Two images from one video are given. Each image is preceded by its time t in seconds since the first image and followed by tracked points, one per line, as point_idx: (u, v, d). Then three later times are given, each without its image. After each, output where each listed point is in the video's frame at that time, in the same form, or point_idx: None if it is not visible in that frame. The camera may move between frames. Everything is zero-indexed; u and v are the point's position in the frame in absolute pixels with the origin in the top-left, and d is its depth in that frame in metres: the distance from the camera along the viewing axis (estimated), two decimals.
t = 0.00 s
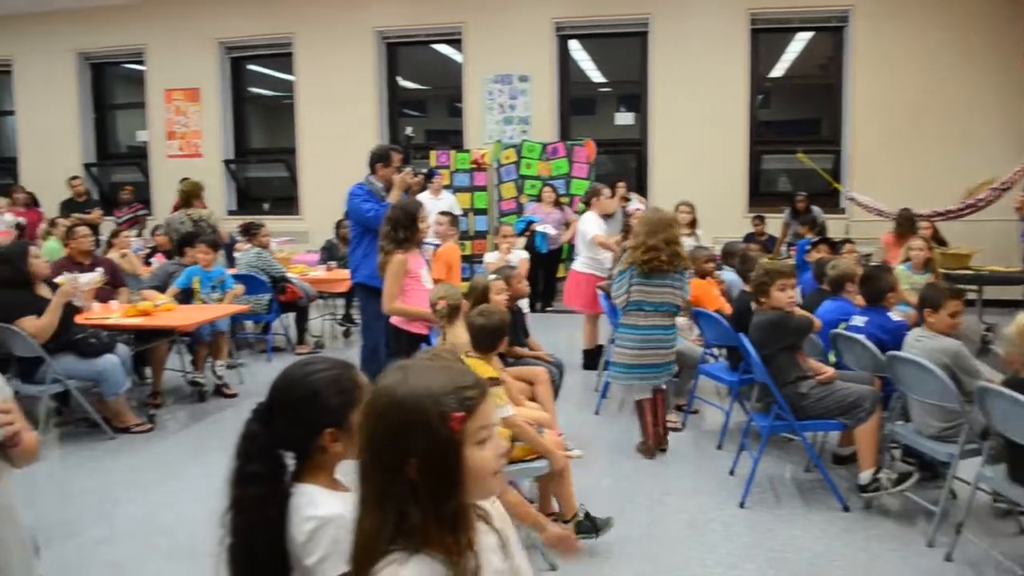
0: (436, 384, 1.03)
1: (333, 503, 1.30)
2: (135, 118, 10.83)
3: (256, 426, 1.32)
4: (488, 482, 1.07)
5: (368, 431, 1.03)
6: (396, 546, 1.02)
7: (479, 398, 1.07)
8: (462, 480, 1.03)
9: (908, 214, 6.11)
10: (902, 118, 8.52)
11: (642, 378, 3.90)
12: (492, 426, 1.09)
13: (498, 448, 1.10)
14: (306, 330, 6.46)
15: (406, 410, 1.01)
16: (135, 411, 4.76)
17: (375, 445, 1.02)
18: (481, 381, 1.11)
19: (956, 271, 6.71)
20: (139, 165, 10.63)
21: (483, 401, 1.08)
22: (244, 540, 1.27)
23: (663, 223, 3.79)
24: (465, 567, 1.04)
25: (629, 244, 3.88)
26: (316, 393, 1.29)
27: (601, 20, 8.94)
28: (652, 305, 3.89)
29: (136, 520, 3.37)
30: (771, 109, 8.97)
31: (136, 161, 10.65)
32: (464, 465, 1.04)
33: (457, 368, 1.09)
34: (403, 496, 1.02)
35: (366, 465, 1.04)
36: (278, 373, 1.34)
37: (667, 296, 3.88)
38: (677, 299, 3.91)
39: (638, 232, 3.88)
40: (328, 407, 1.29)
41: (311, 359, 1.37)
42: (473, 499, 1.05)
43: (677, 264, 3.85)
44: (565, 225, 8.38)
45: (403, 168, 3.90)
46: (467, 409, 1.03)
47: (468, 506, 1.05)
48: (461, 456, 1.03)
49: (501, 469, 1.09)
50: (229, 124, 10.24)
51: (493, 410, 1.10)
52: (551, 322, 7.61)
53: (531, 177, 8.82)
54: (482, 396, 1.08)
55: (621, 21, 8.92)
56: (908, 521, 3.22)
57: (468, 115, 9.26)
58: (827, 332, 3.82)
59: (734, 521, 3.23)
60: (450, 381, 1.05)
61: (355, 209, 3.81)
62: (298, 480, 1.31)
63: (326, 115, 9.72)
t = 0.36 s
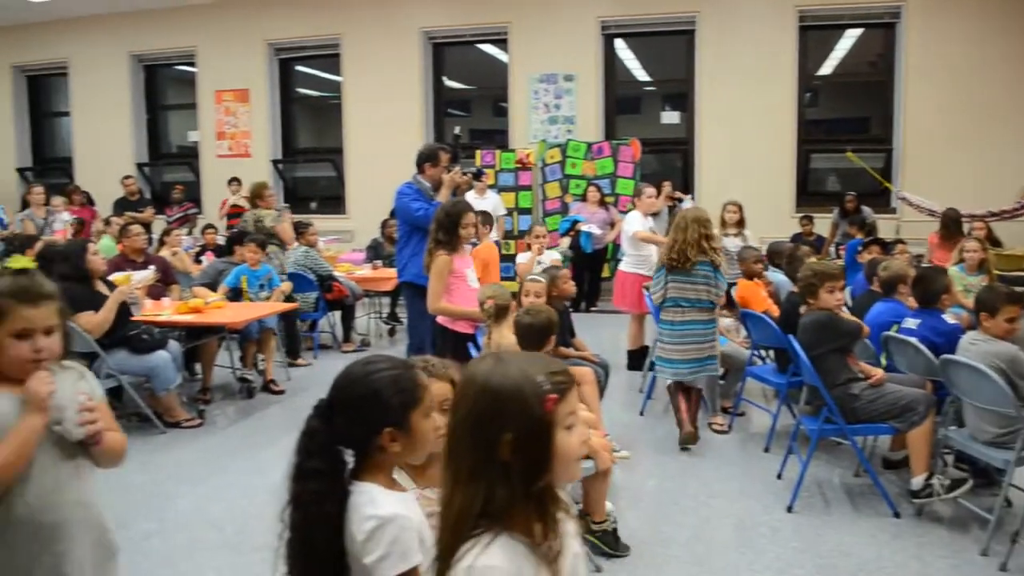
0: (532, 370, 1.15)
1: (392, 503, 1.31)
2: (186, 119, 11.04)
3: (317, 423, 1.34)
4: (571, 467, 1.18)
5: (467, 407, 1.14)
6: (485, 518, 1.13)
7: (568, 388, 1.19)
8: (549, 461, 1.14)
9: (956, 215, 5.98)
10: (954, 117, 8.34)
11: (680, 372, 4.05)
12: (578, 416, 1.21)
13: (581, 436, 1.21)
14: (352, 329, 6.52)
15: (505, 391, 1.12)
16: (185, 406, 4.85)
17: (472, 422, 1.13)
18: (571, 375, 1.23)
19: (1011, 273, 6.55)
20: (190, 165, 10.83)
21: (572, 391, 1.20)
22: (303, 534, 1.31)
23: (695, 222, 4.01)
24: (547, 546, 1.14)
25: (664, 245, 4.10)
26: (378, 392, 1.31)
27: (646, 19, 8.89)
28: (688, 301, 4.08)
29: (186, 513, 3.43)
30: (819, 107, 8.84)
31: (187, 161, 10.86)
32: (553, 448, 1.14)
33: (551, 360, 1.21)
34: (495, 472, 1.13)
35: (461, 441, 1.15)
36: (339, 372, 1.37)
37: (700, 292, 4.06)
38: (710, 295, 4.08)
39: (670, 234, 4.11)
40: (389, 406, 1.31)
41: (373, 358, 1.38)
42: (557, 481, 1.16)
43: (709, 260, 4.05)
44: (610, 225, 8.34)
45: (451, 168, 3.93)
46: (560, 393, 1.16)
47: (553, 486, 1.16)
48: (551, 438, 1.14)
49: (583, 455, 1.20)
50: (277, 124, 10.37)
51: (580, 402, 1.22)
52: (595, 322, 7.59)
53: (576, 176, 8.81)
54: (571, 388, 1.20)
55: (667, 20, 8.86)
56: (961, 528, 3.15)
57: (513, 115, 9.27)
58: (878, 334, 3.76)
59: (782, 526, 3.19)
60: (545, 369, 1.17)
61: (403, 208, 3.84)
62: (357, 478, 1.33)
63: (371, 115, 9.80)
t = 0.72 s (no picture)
0: (593, 360, 1.23)
1: (427, 495, 1.33)
2: (219, 120, 11.15)
3: (356, 414, 1.35)
4: (631, 456, 1.24)
5: (532, 393, 1.23)
6: (551, 497, 1.22)
7: (632, 378, 1.24)
8: (606, 449, 1.21)
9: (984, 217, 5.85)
10: (991, 118, 8.21)
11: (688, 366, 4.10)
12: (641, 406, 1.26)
13: (645, 426, 1.26)
14: (382, 329, 6.56)
15: (567, 380, 1.21)
16: (218, 404, 4.89)
17: (536, 407, 1.23)
18: (637, 365, 1.28)
19: None
20: (222, 166, 10.94)
21: (636, 382, 1.25)
22: (337, 528, 1.31)
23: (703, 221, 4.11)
24: (613, 527, 1.21)
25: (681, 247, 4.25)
26: (419, 389, 1.34)
27: (678, 19, 8.83)
28: (696, 298, 4.16)
29: (218, 510, 3.46)
30: (852, 108, 8.73)
31: (219, 162, 10.97)
32: (611, 436, 1.21)
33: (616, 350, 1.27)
34: (559, 455, 1.22)
35: (528, 425, 1.25)
36: (379, 369, 1.39)
37: (707, 290, 4.10)
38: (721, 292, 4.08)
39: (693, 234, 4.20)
40: (430, 405, 1.33)
41: (414, 356, 1.41)
42: (617, 468, 1.23)
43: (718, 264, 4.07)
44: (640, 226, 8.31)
45: (482, 169, 3.93)
46: (619, 386, 1.21)
47: (612, 472, 1.22)
48: (609, 425, 1.21)
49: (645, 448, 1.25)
50: (309, 125, 10.44)
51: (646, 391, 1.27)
52: (625, 323, 7.57)
53: (606, 177, 8.78)
54: (636, 378, 1.25)
55: (700, 20, 8.78)
56: (997, 535, 3.10)
57: (543, 116, 9.26)
58: (913, 337, 3.71)
59: (813, 530, 3.16)
60: (606, 359, 1.23)
61: (435, 208, 3.85)
62: (395, 474, 1.36)
63: (402, 116, 9.85)
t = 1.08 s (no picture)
0: (655, 363, 1.26)
1: (482, 496, 1.35)
2: (262, 122, 11.29)
3: (406, 416, 1.36)
4: (688, 461, 1.25)
5: (596, 389, 1.29)
6: (611, 491, 1.27)
7: (693, 384, 1.25)
8: (662, 451, 1.24)
9: None
10: None
11: (698, 356, 4.24)
12: (702, 411, 1.27)
13: (705, 433, 1.27)
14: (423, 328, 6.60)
15: (627, 380, 1.25)
16: (262, 403, 4.95)
17: (598, 404, 1.29)
18: (701, 369, 1.29)
19: None
20: (265, 167, 11.08)
21: (696, 388, 1.26)
22: (388, 530, 1.32)
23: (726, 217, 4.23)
24: (672, 524, 1.24)
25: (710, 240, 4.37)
26: (469, 391, 1.34)
27: (719, 17, 8.74)
28: (712, 290, 4.28)
29: (264, 507, 3.50)
30: (898, 105, 8.58)
31: (262, 163, 11.11)
32: (667, 440, 1.24)
33: (680, 354, 1.29)
34: (617, 452, 1.27)
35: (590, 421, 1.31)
36: (428, 371, 1.40)
37: (722, 284, 4.21)
38: (735, 289, 4.17)
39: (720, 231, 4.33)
40: (480, 406, 1.34)
41: (465, 357, 1.42)
42: (674, 470, 1.25)
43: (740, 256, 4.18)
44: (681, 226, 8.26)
45: (523, 168, 3.93)
46: (677, 392, 1.23)
47: (669, 474, 1.25)
48: (665, 429, 1.24)
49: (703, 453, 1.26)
50: (350, 126, 10.53)
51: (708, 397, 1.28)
52: (666, 324, 7.53)
53: (646, 177, 8.71)
54: (697, 383, 1.26)
55: (741, 18, 8.69)
56: None
57: (583, 115, 9.24)
58: (962, 338, 3.67)
59: (861, 534, 3.12)
60: (665, 363, 1.25)
61: (476, 208, 3.86)
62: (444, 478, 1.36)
63: (442, 116, 9.90)
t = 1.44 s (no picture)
0: (706, 379, 1.25)
1: (535, 510, 1.36)
2: (309, 131, 11.45)
3: (461, 429, 1.37)
4: (740, 478, 1.23)
5: (647, 402, 1.29)
6: (660, 505, 1.26)
7: (744, 401, 1.24)
8: (712, 468, 1.23)
9: None
10: None
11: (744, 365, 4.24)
12: (754, 429, 1.25)
13: (756, 450, 1.25)
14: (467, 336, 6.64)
15: (677, 394, 1.25)
16: (310, 410, 5.01)
17: (648, 418, 1.29)
18: (754, 386, 1.27)
19: None
20: (312, 176, 11.23)
21: (747, 405, 1.24)
22: (442, 542, 1.34)
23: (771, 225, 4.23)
24: (723, 541, 1.23)
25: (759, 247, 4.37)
26: (523, 404, 1.35)
27: (766, 25, 8.66)
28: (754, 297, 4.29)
29: (311, 513, 3.54)
30: (949, 111, 8.40)
31: (310, 172, 11.27)
32: (717, 457, 1.23)
33: (731, 370, 1.27)
34: (666, 466, 1.26)
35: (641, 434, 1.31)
36: (482, 384, 1.40)
37: (763, 291, 4.21)
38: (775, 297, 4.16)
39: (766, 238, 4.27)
40: (535, 419, 1.35)
41: (519, 370, 1.43)
42: (724, 488, 1.24)
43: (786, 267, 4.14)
44: (727, 235, 8.21)
45: (570, 178, 3.94)
46: (727, 409, 1.22)
47: (719, 491, 1.23)
48: (715, 446, 1.23)
49: (755, 471, 1.24)
50: (396, 136, 10.62)
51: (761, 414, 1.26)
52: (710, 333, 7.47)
53: (692, 185, 8.67)
54: (748, 401, 1.24)
55: (789, 25, 8.60)
56: None
57: (629, 124, 9.23)
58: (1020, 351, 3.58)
59: (913, 551, 3.06)
60: (715, 380, 1.24)
61: (522, 218, 3.89)
62: (499, 491, 1.36)
63: (486, 126, 9.95)
